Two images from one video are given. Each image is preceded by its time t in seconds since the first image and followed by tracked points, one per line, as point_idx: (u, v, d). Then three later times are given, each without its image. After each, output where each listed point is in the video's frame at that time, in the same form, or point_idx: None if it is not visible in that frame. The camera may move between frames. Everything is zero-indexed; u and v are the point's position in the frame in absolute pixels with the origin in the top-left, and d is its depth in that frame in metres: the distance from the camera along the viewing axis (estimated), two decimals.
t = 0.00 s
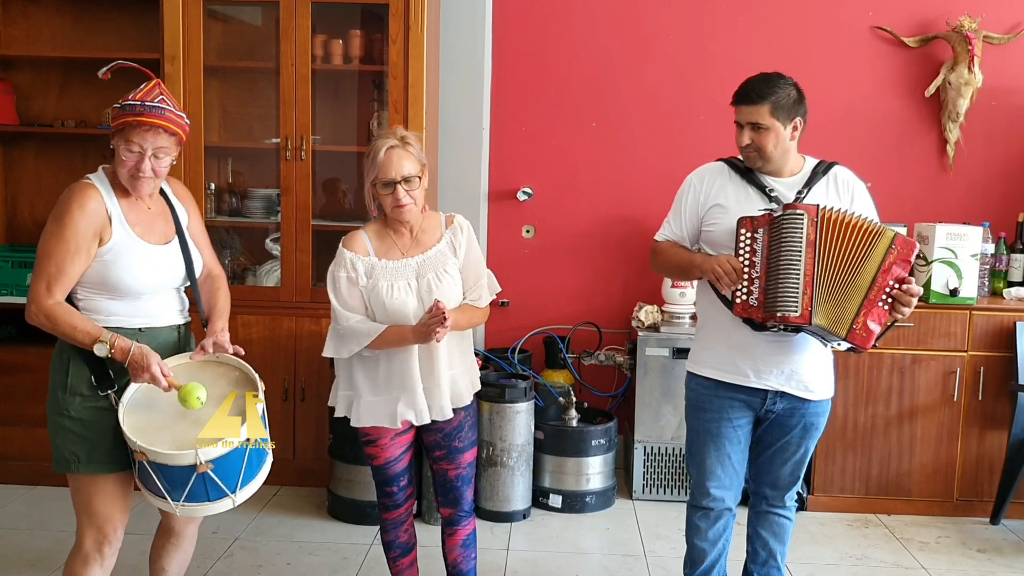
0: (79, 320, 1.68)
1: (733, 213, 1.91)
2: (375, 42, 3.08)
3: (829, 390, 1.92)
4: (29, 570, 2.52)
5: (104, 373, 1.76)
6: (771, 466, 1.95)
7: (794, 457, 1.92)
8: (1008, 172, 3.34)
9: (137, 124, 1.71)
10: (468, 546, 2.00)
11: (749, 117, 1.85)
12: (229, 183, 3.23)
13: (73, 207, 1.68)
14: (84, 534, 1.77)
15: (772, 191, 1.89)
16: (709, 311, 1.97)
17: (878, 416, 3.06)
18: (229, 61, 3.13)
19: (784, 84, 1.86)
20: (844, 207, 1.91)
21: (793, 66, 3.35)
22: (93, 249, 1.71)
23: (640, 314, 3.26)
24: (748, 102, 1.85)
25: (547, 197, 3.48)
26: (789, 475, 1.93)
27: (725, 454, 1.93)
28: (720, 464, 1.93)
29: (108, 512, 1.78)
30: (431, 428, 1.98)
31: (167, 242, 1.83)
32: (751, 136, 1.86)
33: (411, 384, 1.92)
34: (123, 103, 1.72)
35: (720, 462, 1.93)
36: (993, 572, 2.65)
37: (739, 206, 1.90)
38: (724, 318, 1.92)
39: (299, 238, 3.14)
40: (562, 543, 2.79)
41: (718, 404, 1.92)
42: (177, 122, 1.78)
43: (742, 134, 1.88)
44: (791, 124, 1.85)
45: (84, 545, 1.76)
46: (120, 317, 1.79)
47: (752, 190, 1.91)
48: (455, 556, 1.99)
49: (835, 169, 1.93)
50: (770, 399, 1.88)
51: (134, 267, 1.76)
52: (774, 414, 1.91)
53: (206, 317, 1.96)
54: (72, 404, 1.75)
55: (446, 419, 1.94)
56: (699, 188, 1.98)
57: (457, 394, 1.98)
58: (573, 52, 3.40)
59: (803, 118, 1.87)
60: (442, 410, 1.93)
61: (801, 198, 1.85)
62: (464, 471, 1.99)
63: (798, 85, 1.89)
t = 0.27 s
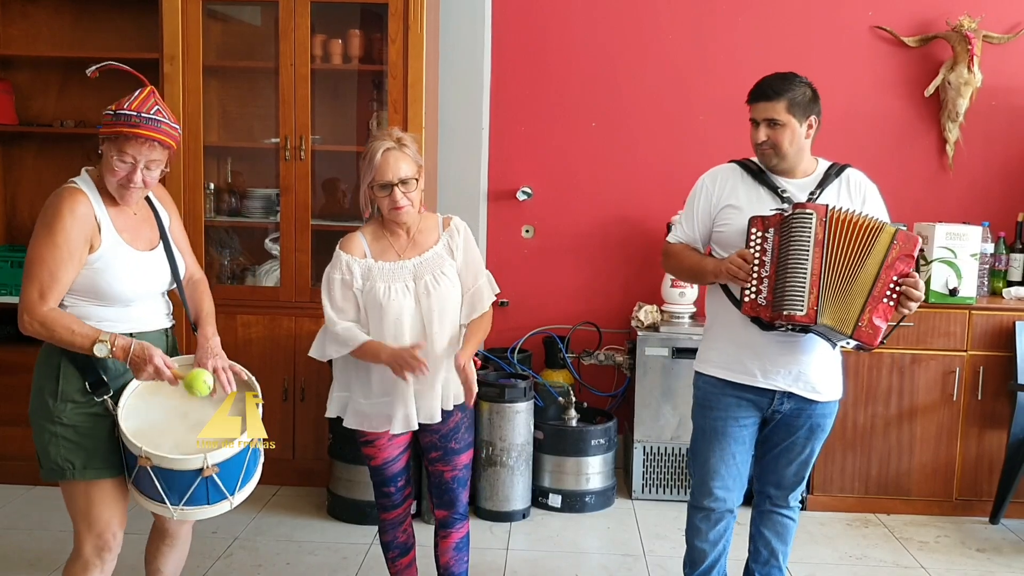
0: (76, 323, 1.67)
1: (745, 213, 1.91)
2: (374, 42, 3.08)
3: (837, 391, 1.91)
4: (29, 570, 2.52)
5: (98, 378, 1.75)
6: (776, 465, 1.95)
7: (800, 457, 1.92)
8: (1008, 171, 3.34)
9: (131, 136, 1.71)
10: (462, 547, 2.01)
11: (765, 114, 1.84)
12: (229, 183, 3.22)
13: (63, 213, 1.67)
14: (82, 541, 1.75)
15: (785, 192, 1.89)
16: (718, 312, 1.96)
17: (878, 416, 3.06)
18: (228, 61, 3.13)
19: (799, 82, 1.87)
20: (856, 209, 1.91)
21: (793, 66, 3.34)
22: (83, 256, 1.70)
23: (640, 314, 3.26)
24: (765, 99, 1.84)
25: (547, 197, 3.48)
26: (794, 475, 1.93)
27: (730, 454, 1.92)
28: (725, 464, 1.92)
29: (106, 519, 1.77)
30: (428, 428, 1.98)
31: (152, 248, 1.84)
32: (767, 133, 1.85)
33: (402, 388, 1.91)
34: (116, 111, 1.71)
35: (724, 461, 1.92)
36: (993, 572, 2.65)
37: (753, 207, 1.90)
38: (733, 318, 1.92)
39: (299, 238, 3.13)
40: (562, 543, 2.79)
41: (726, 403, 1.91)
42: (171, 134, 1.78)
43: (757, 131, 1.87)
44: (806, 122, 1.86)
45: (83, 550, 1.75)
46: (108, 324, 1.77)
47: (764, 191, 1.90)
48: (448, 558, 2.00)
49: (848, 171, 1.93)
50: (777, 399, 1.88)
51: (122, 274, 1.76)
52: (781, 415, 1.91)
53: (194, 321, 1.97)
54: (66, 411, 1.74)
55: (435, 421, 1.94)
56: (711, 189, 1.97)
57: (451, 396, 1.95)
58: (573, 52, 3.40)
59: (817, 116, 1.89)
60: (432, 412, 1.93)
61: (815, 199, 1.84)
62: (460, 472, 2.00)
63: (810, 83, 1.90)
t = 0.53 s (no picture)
0: (78, 327, 1.69)
1: (751, 213, 1.90)
2: (374, 42, 3.08)
3: (841, 391, 1.91)
4: (29, 571, 2.52)
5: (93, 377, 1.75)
6: (779, 466, 1.95)
7: (803, 458, 1.92)
8: (1008, 171, 3.34)
9: (124, 133, 1.72)
10: (463, 547, 2.01)
11: (771, 109, 1.85)
12: (229, 183, 3.23)
13: (64, 211, 1.68)
14: (81, 536, 1.77)
15: (790, 192, 1.89)
16: (722, 312, 1.96)
17: (878, 416, 3.06)
18: (228, 61, 3.13)
19: (804, 81, 1.88)
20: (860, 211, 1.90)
21: (793, 66, 3.34)
22: (84, 253, 1.71)
23: (640, 314, 3.26)
24: (771, 94, 1.86)
25: (547, 197, 3.48)
26: (797, 476, 1.93)
27: (733, 454, 1.92)
28: (728, 464, 1.92)
29: (104, 516, 1.78)
30: (430, 428, 1.98)
31: (157, 248, 1.83)
32: (772, 128, 1.85)
33: (402, 387, 1.91)
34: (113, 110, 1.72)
35: (727, 461, 1.92)
36: (993, 572, 2.65)
37: (757, 207, 1.90)
38: (736, 317, 1.92)
39: (299, 239, 3.13)
40: (562, 543, 2.79)
41: (731, 402, 1.91)
42: (167, 131, 1.77)
43: (762, 127, 1.88)
44: (811, 120, 1.87)
45: (83, 546, 1.77)
46: (110, 321, 1.79)
47: (769, 191, 1.90)
48: (450, 558, 2.00)
49: (853, 173, 1.92)
50: (780, 399, 1.88)
51: (123, 272, 1.75)
52: (785, 416, 1.91)
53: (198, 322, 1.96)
54: (62, 407, 1.76)
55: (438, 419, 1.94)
56: (716, 189, 1.96)
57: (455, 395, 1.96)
58: (572, 53, 3.40)
59: (821, 115, 1.90)
60: (435, 411, 1.93)
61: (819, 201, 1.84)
62: (461, 472, 2.00)
63: (816, 82, 1.91)
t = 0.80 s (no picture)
0: (81, 317, 1.71)
1: (750, 214, 1.90)
2: (373, 42, 3.08)
3: (839, 392, 1.91)
4: (29, 571, 2.52)
5: (99, 370, 1.76)
6: (778, 467, 1.95)
7: (803, 459, 1.92)
8: (1007, 172, 3.34)
9: (122, 132, 1.73)
10: (462, 549, 2.01)
11: (774, 102, 1.86)
12: (228, 183, 3.23)
13: (71, 206, 1.71)
14: (88, 530, 1.79)
15: (789, 193, 1.89)
16: (722, 311, 1.95)
17: (877, 416, 3.06)
18: (228, 61, 3.13)
19: (808, 81, 1.89)
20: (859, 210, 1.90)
21: (793, 66, 3.35)
22: (90, 247, 1.73)
23: (640, 315, 3.26)
24: (776, 89, 1.87)
25: (546, 197, 3.48)
26: (796, 476, 1.94)
27: (734, 455, 1.91)
28: (729, 464, 1.92)
29: (110, 512, 1.79)
30: (430, 428, 1.98)
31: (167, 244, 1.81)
32: (775, 121, 1.86)
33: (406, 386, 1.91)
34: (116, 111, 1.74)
35: (728, 461, 1.92)
36: (992, 572, 2.65)
37: (757, 207, 1.89)
38: (735, 317, 1.92)
39: (298, 239, 3.14)
40: (562, 544, 2.79)
41: (731, 403, 1.90)
42: (166, 129, 1.76)
43: (765, 120, 1.88)
44: (813, 116, 1.88)
45: (88, 540, 1.78)
46: (116, 315, 1.79)
47: (769, 192, 1.90)
48: (450, 559, 2.00)
49: (851, 173, 1.92)
50: (780, 400, 1.88)
51: (126, 266, 1.76)
52: (784, 416, 1.90)
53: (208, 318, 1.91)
54: (71, 398, 1.79)
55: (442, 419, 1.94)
56: (715, 189, 1.96)
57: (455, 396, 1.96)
58: (572, 53, 3.40)
59: (823, 116, 1.91)
60: (440, 410, 1.93)
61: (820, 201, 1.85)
62: (461, 473, 1.99)
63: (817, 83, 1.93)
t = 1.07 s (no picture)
0: (83, 317, 1.73)
1: (746, 216, 1.90)
2: (373, 43, 3.08)
3: (836, 394, 1.91)
4: (29, 571, 2.52)
5: (101, 367, 1.77)
6: (777, 470, 1.95)
7: (802, 462, 1.92)
8: (1008, 172, 3.33)
9: (121, 130, 1.74)
10: (467, 551, 2.00)
11: (770, 98, 1.86)
12: (228, 184, 3.23)
13: (75, 206, 1.73)
14: (88, 526, 1.80)
15: (785, 194, 1.88)
16: (716, 316, 1.95)
17: (877, 417, 3.06)
18: (228, 62, 3.13)
19: (804, 81, 1.89)
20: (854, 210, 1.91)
21: (793, 66, 3.34)
22: (94, 246, 1.75)
23: (640, 315, 3.26)
24: (772, 86, 1.87)
25: (546, 198, 3.48)
26: (795, 479, 1.94)
27: (734, 460, 1.90)
28: (729, 470, 1.90)
29: (111, 510, 1.79)
30: (434, 427, 1.98)
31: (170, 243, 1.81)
32: (770, 118, 1.86)
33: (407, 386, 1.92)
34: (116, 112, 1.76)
35: (727, 467, 1.90)
36: (992, 573, 2.65)
37: (752, 210, 1.89)
38: (733, 321, 1.90)
39: (298, 239, 3.14)
40: (562, 544, 2.79)
41: (729, 409, 1.89)
42: (163, 126, 1.76)
43: (760, 116, 1.88)
44: (808, 116, 1.87)
45: (88, 536, 1.79)
46: (118, 315, 1.80)
47: (763, 193, 1.90)
48: (455, 561, 1.99)
49: (844, 172, 1.93)
50: (779, 404, 1.87)
51: (128, 265, 1.76)
52: (783, 420, 1.90)
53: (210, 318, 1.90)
54: (73, 396, 1.80)
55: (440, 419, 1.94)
56: (709, 191, 1.95)
57: (458, 396, 1.97)
58: (572, 53, 3.40)
59: (818, 117, 1.90)
60: (439, 410, 1.94)
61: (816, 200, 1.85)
62: (465, 474, 1.98)
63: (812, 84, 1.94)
